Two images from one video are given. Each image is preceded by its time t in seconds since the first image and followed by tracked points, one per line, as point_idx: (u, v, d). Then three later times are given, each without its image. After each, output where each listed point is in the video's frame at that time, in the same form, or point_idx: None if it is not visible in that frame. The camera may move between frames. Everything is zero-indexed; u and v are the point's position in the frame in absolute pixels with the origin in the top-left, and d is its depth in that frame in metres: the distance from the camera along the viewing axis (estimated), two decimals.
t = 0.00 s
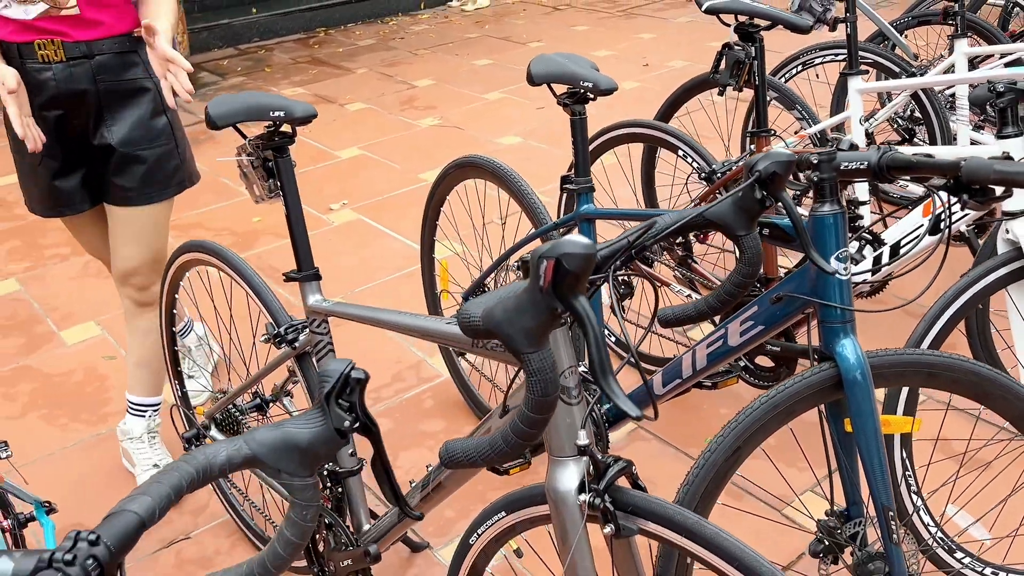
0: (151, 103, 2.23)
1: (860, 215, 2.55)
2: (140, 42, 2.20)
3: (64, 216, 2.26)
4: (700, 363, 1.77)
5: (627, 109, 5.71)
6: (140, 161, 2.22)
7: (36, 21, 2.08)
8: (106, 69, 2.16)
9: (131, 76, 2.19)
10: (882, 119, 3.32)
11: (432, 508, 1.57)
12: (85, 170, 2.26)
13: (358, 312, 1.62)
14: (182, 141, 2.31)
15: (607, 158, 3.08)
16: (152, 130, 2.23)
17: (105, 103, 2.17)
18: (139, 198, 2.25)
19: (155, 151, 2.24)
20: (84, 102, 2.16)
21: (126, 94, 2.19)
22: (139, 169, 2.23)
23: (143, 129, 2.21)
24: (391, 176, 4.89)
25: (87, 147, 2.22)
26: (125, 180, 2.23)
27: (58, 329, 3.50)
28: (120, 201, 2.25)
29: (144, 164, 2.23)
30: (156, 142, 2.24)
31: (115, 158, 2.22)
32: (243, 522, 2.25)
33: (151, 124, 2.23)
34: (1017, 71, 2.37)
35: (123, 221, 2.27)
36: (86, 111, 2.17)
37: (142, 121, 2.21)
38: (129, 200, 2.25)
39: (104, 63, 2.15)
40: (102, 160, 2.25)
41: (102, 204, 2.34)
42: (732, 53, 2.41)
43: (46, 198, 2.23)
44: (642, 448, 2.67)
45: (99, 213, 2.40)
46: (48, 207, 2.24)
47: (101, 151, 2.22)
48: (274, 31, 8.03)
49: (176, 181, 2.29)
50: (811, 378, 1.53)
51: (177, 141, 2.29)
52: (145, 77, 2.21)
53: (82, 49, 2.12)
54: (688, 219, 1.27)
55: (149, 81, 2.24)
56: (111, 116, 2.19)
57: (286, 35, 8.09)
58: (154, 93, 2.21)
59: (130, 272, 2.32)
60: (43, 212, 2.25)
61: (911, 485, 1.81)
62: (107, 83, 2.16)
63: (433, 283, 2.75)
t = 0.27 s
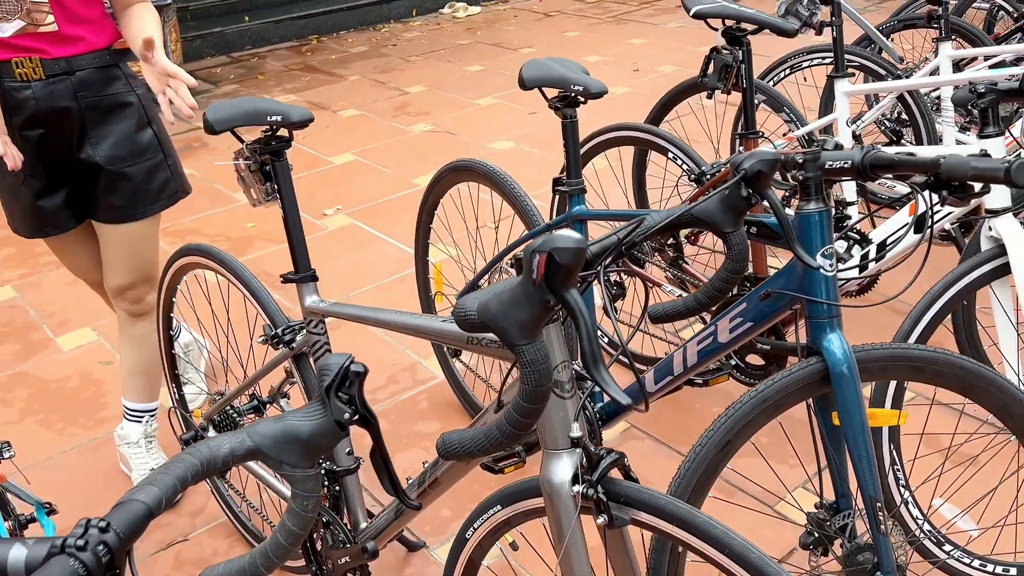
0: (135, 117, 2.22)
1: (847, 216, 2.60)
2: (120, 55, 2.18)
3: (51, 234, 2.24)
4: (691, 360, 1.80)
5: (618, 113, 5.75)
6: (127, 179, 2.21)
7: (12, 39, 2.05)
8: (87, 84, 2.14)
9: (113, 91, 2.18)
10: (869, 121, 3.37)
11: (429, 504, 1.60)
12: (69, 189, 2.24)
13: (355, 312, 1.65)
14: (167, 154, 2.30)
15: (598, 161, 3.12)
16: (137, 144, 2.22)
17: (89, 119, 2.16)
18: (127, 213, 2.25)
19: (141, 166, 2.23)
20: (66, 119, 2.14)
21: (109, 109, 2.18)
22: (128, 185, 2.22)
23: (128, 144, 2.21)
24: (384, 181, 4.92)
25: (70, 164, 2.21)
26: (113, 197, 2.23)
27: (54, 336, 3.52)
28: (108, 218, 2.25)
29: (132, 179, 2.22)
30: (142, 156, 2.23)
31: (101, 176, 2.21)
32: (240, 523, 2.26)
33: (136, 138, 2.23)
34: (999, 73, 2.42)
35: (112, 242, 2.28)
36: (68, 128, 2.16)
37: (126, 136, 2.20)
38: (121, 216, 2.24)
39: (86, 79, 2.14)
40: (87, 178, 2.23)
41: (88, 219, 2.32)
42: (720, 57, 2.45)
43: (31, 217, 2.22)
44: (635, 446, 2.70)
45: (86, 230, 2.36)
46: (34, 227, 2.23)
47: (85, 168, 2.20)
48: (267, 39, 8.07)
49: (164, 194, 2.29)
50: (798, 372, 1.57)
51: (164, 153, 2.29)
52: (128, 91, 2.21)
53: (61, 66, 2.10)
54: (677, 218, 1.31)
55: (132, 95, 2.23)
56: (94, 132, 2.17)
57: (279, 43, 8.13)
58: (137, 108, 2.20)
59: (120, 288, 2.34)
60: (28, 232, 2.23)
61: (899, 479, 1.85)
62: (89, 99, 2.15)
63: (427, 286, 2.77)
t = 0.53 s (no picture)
0: (120, 125, 2.16)
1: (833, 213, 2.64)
2: (102, 63, 2.12)
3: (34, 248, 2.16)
4: (678, 354, 1.81)
5: (607, 117, 5.80)
6: (114, 190, 2.15)
7: None
8: (69, 94, 2.06)
9: (96, 100, 2.10)
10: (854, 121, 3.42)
11: (422, 495, 1.62)
12: (52, 200, 2.15)
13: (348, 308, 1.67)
14: (154, 162, 2.24)
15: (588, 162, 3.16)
16: (124, 153, 2.16)
17: (73, 130, 2.07)
18: (116, 224, 2.19)
19: (129, 176, 2.17)
20: (50, 131, 2.05)
21: (94, 120, 2.10)
22: (116, 196, 2.16)
23: (115, 154, 2.14)
24: (375, 185, 4.95)
25: (53, 175, 2.12)
26: (101, 208, 2.16)
27: (46, 339, 3.52)
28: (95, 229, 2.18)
29: (120, 190, 2.16)
30: (130, 166, 2.17)
31: (86, 188, 2.14)
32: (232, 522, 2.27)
33: (122, 147, 2.16)
34: (980, 72, 2.46)
35: (100, 254, 2.22)
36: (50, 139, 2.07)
37: (113, 146, 2.14)
38: (111, 227, 2.18)
39: (68, 89, 2.06)
40: (72, 189, 2.15)
41: (74, 230, 2.24)
42: (705, 58, 2.49)
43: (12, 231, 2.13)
44: (625, 444, 2.73)
45: (73, 245, 2.29)
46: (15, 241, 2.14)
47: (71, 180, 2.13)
48: (256, 45, 8.08)
49: (154, 204, 2.23)
50: (783, 364, 1.60)
51: (151, 161, 2.23)
52: (111, 100, 2.14)
53: (42, 76, 2.02)
54: (662, 212, 1.34)
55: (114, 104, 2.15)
56: (78, 143, 2.09)
57: (269, 48, 8.14)
58: (122, 116, 2.14)
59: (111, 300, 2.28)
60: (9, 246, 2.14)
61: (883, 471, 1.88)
62: (73, 109, 2.07)
63: (418, 285, 2.79)
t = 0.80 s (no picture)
0: (112, 126, 2.16)
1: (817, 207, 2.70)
2: (92, 64, 2.12)
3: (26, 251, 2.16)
4: (665, 342, 1.86)
5: (596, 116, 5.86)
6: (107, 191, 2.16)
7: None
8: (60, 96, 2.06)
9: (87, 102, 2.10)
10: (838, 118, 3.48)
11: (415, 478, 1.66)
12: (43, 204, 2.16)
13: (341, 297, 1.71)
14: (146, 163, 2.24)
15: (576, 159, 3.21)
16: (115, 155, 2.16)
17: (65, 132, 2.07)
18: (110, 225, 2.20)
19: (122, 177, 2.17)
20: (44, 134, 2.05)
21: (86, 121, 2.10)
22: (109, 196, 2.17)
23: (106, 156, 2.14)
24: (367, 184, 4.99)
25: (46, 178, 2.12)
26: (95, 209, 2.17)
27: (40, 337, 3.54)
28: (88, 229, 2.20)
29: (113, 191, 2.16)
30: (122, 167, 2.17)
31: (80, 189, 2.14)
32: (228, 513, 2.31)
33: (114, 148, 2.16)
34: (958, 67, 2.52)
35: (92, 254, 2.24)
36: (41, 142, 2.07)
37: (104, 147, 2.14)
38: (104, 228, 2.20)
39: (59, 91, 2.06)
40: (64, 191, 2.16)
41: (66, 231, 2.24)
42: (690, 55, 2.56)
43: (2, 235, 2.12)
44: (615, 434, 2.78)
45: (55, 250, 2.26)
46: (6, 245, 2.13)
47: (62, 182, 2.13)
48: (247, 47, 8.10)
49: (147, 203, 2.24)
50: (765, 348, 1.64)
51: (143, 160, 2.23)
52: (102, 101, 2.14)
53: (34, 79, 2.01)
54: (647, 198, 1.39)
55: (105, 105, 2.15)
56: (70, 146, 2.09)
57: (259, 51, 8.17)
58: (114, 117, 2.14)
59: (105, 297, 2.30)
60: None
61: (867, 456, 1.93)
62: (65, 111, 2.06)
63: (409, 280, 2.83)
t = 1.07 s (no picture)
0: (103, 117, 2.21)
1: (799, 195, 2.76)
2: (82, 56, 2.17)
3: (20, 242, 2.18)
4: (648, 322, 1.93)
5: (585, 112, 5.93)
6: (101, 180, 2.20)
7: None
8: (55, 86, 2.10)
9: (80, 92, 2.15)
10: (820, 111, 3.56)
11: (406, 453, 1.73)
12: (36, 196, 2.19)
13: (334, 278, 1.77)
14: (136, 152, 2.29)
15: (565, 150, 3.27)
16: (109, 144, 2.21)
17: (61, 121, 2.11)
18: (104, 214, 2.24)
19: (116, 165, 2.22)
20: (39, 124, 2.09)
21: (79, 111, 2.14)
22: (103, 185, 2.21)
23: (100, 145, 2.19)
24: (358, 179, 5.04)
25: (41, 171, 2.15)
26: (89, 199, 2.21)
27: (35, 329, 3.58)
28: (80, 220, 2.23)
29: (106, 179, 2.21)
30: (115, 156, 2.22)
31: (75, 178, 2.18)
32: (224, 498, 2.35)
33: (107, 138, 2.21)
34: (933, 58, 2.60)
35: (86, 244, 2.28)
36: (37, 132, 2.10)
37: (98, 137, 2.18)
38: (98, 218, 2.24)
39: (54, 81, 2.10)
40: (57, 183, 2.18)
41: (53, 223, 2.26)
42: (673, 47, 2.60)
43: None
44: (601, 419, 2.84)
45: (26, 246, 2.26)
46: None
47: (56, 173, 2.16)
48: (238, 45, 8.13)
49: (141, 192, 2.29)
50: (742, 325, 1.71)
51: (134, 150, 2.29)
52: (94, 92, 2.18)
53: (30, 68, 2.06)
54: (625, 179, 1.47)
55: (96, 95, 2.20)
56: (66, 135, 2.13)
57: (250, 49, 8.20)
58: (106, 107, 2.19)
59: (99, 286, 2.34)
60: None
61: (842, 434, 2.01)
62: (60, 101, 2.10)
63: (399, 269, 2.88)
